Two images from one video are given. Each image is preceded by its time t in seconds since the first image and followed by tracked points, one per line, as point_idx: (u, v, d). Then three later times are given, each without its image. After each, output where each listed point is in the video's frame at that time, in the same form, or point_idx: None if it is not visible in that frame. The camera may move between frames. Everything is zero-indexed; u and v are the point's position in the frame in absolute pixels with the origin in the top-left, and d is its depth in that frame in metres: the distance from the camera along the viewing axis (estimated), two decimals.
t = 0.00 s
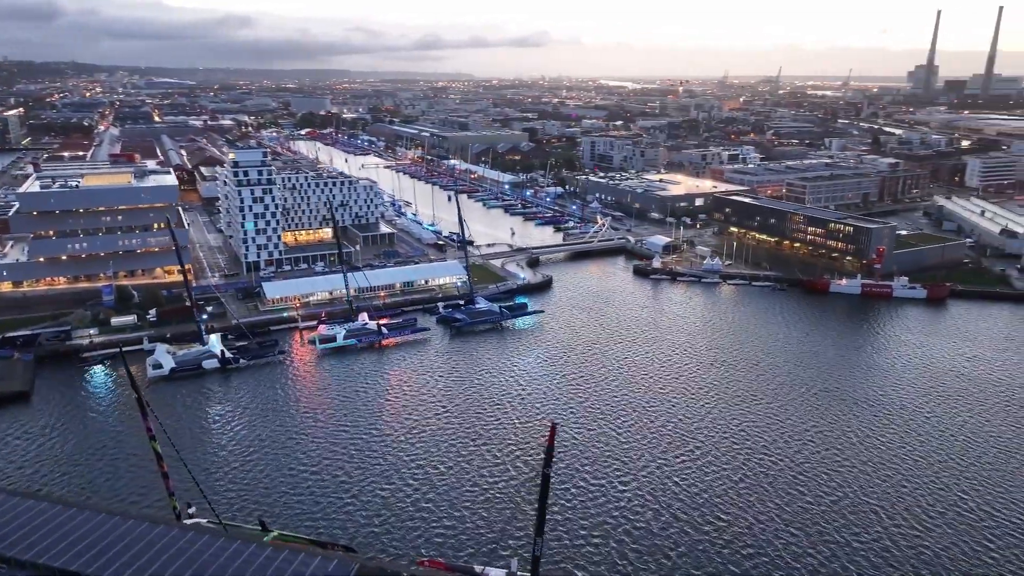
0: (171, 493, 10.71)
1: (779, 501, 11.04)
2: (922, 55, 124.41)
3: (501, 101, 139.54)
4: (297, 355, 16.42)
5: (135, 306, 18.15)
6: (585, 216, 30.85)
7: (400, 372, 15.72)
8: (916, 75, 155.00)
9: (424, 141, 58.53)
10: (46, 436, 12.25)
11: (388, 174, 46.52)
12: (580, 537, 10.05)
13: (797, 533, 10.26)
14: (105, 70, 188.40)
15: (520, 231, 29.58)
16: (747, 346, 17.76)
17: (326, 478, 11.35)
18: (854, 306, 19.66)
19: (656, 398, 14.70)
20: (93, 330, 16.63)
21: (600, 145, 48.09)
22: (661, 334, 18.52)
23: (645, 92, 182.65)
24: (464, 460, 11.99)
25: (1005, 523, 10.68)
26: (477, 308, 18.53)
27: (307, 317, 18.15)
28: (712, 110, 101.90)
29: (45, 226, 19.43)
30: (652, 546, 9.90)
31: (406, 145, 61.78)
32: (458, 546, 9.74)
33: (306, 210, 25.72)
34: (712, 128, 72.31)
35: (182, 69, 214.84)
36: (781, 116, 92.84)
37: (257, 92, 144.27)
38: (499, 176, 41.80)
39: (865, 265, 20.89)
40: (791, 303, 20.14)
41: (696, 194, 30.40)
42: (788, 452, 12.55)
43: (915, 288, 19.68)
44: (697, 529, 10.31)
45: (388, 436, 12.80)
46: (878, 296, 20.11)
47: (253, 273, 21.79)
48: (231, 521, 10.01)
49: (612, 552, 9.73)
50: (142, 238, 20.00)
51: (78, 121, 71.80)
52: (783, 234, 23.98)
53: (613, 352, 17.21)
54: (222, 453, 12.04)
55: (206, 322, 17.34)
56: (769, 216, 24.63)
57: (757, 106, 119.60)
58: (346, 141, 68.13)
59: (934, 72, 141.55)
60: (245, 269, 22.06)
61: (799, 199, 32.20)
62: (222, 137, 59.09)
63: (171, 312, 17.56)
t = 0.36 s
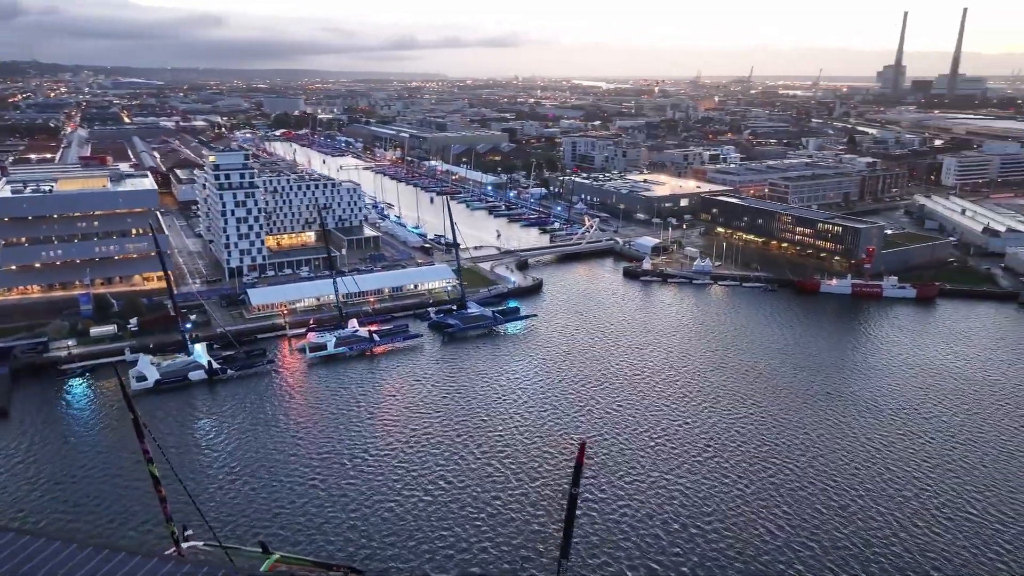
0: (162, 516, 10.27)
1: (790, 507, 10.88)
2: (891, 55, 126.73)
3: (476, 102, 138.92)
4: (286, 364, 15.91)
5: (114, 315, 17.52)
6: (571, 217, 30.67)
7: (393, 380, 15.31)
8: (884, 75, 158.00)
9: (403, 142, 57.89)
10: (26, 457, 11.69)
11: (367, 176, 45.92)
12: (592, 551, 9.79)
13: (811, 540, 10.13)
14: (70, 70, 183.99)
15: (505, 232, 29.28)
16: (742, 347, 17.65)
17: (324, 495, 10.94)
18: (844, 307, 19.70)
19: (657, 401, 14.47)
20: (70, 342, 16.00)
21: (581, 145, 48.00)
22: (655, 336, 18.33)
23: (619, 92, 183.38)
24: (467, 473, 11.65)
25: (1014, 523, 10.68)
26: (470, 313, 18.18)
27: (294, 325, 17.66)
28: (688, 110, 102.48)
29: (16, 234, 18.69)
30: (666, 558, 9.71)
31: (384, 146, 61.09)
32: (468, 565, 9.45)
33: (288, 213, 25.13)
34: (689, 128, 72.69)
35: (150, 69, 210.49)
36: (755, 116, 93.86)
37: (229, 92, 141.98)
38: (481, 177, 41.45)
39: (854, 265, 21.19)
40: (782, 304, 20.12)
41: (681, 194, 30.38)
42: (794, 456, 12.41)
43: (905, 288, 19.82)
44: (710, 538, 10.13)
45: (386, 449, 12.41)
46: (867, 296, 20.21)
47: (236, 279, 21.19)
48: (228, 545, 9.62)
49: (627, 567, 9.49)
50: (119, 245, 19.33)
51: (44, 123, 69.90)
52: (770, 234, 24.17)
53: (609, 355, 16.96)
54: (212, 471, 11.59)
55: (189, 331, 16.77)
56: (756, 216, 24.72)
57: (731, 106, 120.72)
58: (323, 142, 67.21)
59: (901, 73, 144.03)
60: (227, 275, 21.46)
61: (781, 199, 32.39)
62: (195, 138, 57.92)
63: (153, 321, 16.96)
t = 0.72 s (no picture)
0: (160, 542, 9.83)
1: (807, 520, 10.84)
2: (865, 55, 128.55)
3: (456, 102, 138.22)
4: (279, 374, 15.44)
5: (97, 324, 16.90)
6: (560, 218, 30.42)
7: (390, 389, 14.94)
8: (858, 75, 160.32)
9: (385, 142, 57.22)
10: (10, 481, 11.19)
11: (350, 177, 45.33)
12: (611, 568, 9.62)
13: (829, 555, 10.06)
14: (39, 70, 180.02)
15: (494, 234, 28.97)
16: (741, 349, 17.58)
17: (331, 514, 10.64)
18: (839, 308, 19.70)
19: (663, 407, 14.36)
20: (51, 354, 15.41)
21: (565, 145, 47.80)
22: (653, 338, 18.20)
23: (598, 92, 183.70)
24: (477, 487, 11.43)
25: None
26: (465, 318, 17.80)
27: (285, 333, 17.18)
28: (668, 109, 102.73)
29: None
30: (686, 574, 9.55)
31: (365, 147, 60.36)
32: None
33: (273, 217, 24.57)
34: (671, 128, 72.87)
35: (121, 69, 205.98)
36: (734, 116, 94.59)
37: (204, 92, 139.66)
38: (466, 178, 41.06)
39: (848, 266, 21.16)
40: (777, 305, 20.07)
41: (669, 195, 30.31)
42: (805, 464, 12.38)
43: (899, 289, 19.88)
44: (728, 554, 10.01)
45: (391, 463, 12.10)
46: (861, 297, 20.23)
47: (222, 286, 20.61)
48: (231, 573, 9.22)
49: None
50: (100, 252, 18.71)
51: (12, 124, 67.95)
52: (762, 236, 24.15)
53: (610, 358, 16.80)
54: (210, 489, 11.21)
55: (176, 340, 16.22)
56: (748, 217, 24.71)
57: (710, 106, 121.71)
58: (303, 143, 66.31)
59: (875, 73, 145.97)
60: (211, 281, 20.88)
61: (768, 198, 32.47)
62: (171, 139, 56.72)
63: (137, 330, 16.38)
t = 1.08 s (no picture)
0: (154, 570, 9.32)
1: (823, 531, 10.63)
2: (841, 55, 130.17)
3: (437, 103, 137.39)
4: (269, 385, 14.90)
5: (76, 336, 16.23)
6: (550, 219, 30.09)
7: (385, 400, 14.50)
8: (834, 75, 162.37)
9: (367, 144, 56.49)
10: None
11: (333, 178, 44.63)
12: None
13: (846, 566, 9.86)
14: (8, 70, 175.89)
15: (483, 235, 28.57)
16: (740, 353, 17.38)
17: (333, 536, 10.19)
18: (834, 310, 19.62)
19: (668, 415, 14.11)
20: (30, 367, 14.74)
21: (550, 145, 47.51)
22: (651, 343, 17.93)
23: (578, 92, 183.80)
24: (484, 504, 11.05)
25: None
26: (460, 325, 17.40)
27: (274, 343, 16.65)
28: (649, 109, 102.97)
29: None
30: None
31: (347, 148, 59.55)
32: None
33: (258, 221, 23.99)
34: (654, 127, 72.94)
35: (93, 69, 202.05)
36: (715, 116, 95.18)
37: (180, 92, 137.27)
38: (452, 180, 40.58)
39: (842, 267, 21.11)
40: (772, 308, 19.92)
41: (659, 196, 30.16)
42: (815, 472, 12.17)
43: (894, 289, 19.86)
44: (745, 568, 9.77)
45: (393, 479, 11.69)
46: (857, 298, 20.18)
47: (207, 293, 19.99)
48: None
49: None
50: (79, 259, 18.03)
51: None
52: (755, 237, 24.06)
53: (608, 365, 16.51)
54: (202, 510, 10.71)
55: (161, 351, 15.61)
56: (741, 218, 24.63)
57: (690, 106, 122.46)
58: (283, 145, 65.30)
59: (851, 74, 147.66)
60: (196, 288, 20.28)
61: (757, 199, 32.46)
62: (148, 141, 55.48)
63: (120, 341, 15.75)
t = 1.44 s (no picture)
0: None
1: (841, 545, 10.37)
2: (822, 56, 131.39)
3: (420, 104, 136.41)
4: (262, 397, 14.36)
5: (57, 347, 15.58)
6: (542, 221, 29.72)
7: (382, 411, 14.03)
8: (814, 75, 163.89)
9: (352, 145, 55.72)
10: None
11: (318, 180, 43.91)
12: None
13: None
14: None
15: (474, 238, 28.15)
16: (741, 357, 17.17)
17: (337, 559, 9.77)
18: (833, 313, 19.45)
19: (675, 423, 13.81)
20: (9, 381, 14.10)
21: (538, 146, 47.17)
22: (651, 348, 17.64)
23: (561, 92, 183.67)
24: (491, 521, 10.70)
25: None
26: (457, 332, 16.96)
27: (266, 352, 16.11)
28: (633, 109, 102.99)
29: None
30: None
31: (332, 150, 58.72)
32: None
33: (244, 225, 23.39)
34: (639, 127, 72.87)
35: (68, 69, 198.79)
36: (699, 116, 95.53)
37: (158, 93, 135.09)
38: (440, 181, 40.07)
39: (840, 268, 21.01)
40: (771, 312, 19.71)
41: (651, 197, 29.94)
42: (829, 482, 11.93)
43: (892, 292, 19.78)
44: None
45: (397, 496, 11.27)
46: (855, 300, 20.06)
47: (194, 301, 19.37)
48: None
49: None
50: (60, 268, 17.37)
51: None
52: (750, 239, 23.91)
53: (610, 371, 16.19)
54: (196, 534, 10.22)
55: (148, 363, 15.02)
56: (735, 219, 24.45)
57: (674, 106, 122.86)
58: (265, 146, 64.30)
59: (831, 73, 149.04)
60: (182, 295, 19.67)
61: (748, 200, 32.37)
62: (126, 143, 54.33)
63: (104, 353, 15.13)
